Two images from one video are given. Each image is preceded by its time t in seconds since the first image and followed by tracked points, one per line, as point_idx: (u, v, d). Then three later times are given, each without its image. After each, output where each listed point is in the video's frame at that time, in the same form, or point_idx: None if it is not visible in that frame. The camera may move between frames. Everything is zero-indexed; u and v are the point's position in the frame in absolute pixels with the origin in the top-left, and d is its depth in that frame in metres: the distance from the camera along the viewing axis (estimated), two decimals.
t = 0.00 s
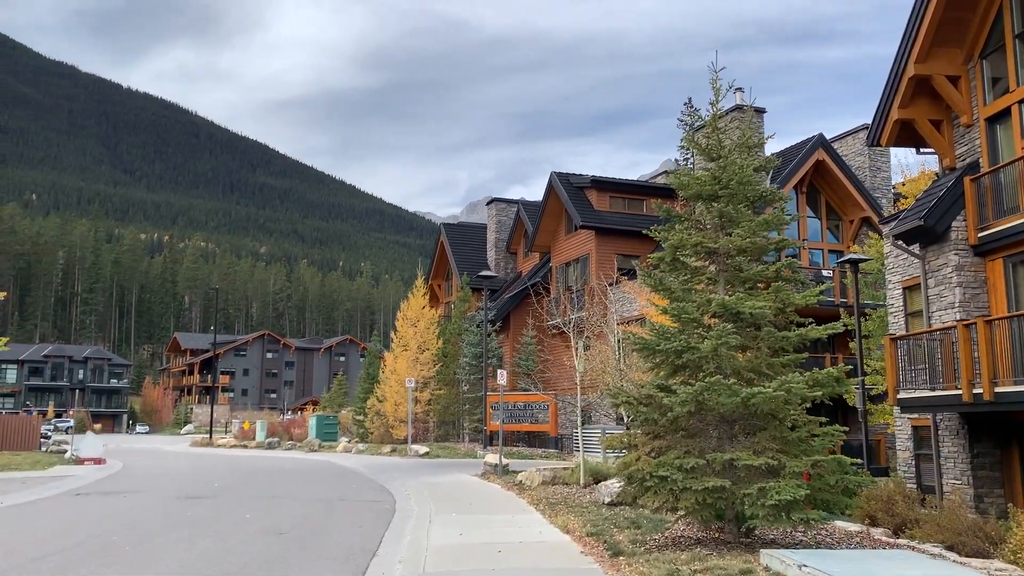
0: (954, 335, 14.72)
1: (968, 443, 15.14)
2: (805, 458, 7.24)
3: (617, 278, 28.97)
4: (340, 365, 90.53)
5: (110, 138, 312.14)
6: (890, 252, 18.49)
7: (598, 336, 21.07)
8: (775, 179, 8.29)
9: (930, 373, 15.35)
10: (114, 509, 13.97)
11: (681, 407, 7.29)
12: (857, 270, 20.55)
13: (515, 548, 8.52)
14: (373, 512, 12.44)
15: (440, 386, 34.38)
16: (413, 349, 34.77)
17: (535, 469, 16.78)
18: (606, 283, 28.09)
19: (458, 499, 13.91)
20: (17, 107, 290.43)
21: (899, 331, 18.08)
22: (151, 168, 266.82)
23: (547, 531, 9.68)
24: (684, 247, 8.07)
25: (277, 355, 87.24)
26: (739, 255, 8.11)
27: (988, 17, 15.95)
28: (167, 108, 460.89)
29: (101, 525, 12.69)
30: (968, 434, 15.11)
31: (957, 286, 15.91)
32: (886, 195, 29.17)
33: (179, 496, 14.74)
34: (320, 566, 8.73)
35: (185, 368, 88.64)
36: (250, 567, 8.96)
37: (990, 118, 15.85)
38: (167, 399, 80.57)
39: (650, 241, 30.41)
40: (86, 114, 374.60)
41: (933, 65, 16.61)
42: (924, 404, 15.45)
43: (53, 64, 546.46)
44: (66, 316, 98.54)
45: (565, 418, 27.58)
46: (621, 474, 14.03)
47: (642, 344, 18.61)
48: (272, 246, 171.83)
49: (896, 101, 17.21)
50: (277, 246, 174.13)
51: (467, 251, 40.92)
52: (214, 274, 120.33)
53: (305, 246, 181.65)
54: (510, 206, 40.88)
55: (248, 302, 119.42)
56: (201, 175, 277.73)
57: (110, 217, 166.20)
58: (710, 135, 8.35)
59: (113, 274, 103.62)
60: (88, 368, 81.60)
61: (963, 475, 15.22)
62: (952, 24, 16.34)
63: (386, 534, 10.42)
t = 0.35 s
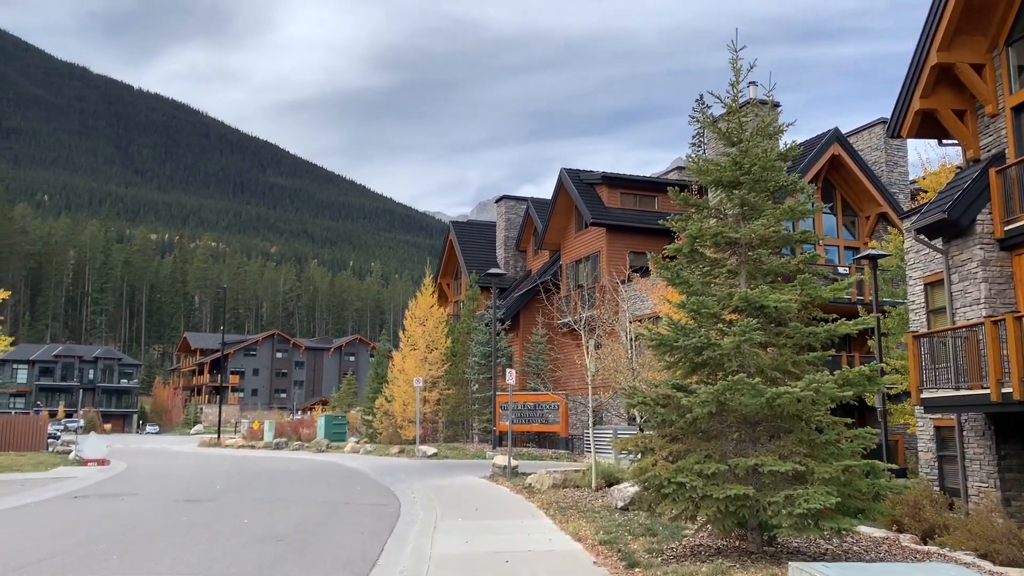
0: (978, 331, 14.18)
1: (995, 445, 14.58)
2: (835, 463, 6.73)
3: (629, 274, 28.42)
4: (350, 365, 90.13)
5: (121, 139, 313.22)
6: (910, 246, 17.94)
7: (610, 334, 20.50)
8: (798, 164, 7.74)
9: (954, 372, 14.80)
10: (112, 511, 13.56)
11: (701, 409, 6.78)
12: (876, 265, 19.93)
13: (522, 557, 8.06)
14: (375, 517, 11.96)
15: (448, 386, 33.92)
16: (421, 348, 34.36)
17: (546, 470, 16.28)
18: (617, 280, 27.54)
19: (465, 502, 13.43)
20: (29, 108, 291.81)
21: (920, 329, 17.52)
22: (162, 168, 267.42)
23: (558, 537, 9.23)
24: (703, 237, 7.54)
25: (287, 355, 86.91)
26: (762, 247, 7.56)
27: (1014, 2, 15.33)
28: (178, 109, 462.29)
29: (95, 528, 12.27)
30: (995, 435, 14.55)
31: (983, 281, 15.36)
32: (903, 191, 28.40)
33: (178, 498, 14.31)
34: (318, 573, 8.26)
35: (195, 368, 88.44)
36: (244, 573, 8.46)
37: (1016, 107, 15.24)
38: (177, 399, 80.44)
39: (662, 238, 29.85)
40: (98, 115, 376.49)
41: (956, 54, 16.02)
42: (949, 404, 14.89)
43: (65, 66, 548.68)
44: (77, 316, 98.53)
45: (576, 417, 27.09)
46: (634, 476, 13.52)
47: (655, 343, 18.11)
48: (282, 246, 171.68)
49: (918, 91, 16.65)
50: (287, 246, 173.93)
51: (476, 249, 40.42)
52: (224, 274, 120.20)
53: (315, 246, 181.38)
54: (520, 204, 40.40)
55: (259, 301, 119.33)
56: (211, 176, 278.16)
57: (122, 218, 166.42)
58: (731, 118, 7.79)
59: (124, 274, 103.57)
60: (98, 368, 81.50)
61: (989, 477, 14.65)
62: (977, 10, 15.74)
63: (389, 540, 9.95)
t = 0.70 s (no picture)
0: (1006, 326, 13.62)
1: None
2: (870, 464, 6.23)
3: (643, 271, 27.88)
4: (364, 364, 89.97)
5: (137, 140, 315.11)
6: (934, 239, 17.36)
7: (624, 331, 20.01)
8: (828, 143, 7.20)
9: (982, 368, 14.26)
10: (113, 512, 13.20)
11: (723, 406, 6.31)
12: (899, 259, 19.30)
13: (533, 564, 7.59)
14: (383, 520, 11.51)
15: (461, 384, 33.48)
16: (433, 346, 34.03)
17: (558, 470, 15.81)
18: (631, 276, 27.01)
19: (475, 504, 12.98)
20: (46, 110, 293.96)
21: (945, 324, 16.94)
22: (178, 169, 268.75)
23: (570, 542, 8.76)
24: (725, 222, 7.03)
25: (301, 354, 86.80)
26: (788, 233, 7.06)
27: None
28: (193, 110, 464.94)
29: (95, 529, 11.89)
30: None
31: (1012, 275, 14.76)
32: (924, 185, 27.71)
33: (180, 499, 13.93)
34: None
35: (209, 367, 88.47)
36: None
37: None
38: (192, 399, 80.57)
39: (677, 234, 29.30)
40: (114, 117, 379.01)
41: (985, 38, 15.35)
42: (975, 402, 14.35)
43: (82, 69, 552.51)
44: (93, 316, 98.89)
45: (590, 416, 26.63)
46: (651, 477, 13.04)
47: (671, 339, 17.64)
48: (297, 246, 172.11)
49: (943, 77, 16.03)
50: (302, 246, 174.27)
51: (488, 247, 40.00)
52: (239, 274, 120.45)
53: (330, 246, 181.68)
54: (532, 201, 39.94)
55: (273, 301, 119.50)
56: (226, 176, 279.28)
57: (138, 219, 167.28)
58: (754, 96, 7.23)
59: (139, 275, 103.90)
60: (113, 368, 81.67)
61: (1019, 477, 14.09)
62: None
63: (395, 545, 9.50)
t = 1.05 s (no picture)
0: None
1: None
2: (911, 468, 5.72)
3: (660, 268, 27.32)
4: (379, 363, 90.77)
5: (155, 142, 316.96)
6: (963, 231, 16.71)
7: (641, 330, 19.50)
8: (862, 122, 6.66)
9: (1015, 366, 13.62)
10: (114, 515, 12.80)
11: (750, 407, 5.84)
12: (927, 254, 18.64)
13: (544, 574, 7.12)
14: (390, 525, 11.05)
15: (475, 384, 33.02)
16: (447, 345, 33.64)
17: (573, 472, 15.32)
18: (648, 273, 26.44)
19: (487, 507, 12.50)
20: (65, 112, 296.05)
21: (975, 321, 16.28)
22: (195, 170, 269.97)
23: (584, 549, 8.30)
24: (751, 207, 6.52)
25: (316, 353, 86.71)
26: (819, 219, 6.55)
27: None
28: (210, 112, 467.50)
29: (92, 532, 11.49)
30: None
31: None
32: (947, 179, 27.02)
33: (184, 502, 13.53)
34: None
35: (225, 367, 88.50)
36: None
37: None
38: (209, 399, 80.63)
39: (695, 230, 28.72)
40: (132, 119, 381.47)
41: (1018, 22, 14.42)
42: (1009, 401, 13.70)
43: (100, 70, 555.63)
44: (110, 316, 99.19)
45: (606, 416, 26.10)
46: (670, 479, 12.54)
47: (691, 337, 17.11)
48: (313, 247, 172.39)
49: (973, 64, 15.13)
50: (318, 247, 174.48)
51: (502, 245, 39.54)
52: (255, 274, 120.57)
53: (346, 247, 181.84)
54: (547, 198, 39.47)
55: (289, 301, 119.51)
56: (243, 177, 280.37)
57: (156, 220, 167.99)
58: (781, 73, 6.73)
59: (156, 275, 104.16)
60: (130, 368, 81.79)
61: None
62: None
63: (401, 551, 9.04)
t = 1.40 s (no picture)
0: None
1: None
2: (959, 479, 5.20)
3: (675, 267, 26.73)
4: (392, 363, 90.15)
5: (170, 143, 318.55)
6: (992, 226, 16.01)
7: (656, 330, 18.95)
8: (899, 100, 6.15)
9: None
10: (110, 520, 12.40)
11: (777, 412, 5.34)
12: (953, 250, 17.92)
13: None
14: (392, 534, 10.57)
15: (486, 383, 32.54)
16: (458, 345, 33.22)
17: (586, 477, 14.82)
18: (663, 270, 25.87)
19: (494, 512, 12.02)
20: (81, 113, 298.02)
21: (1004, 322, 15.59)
22: (210, 171, 270.87)
23: (598, 561, 7.85)
24: (778, 193, 6.03)
25: (329, 353, 86.38)
26: (855, 204, 6.03)
27: None
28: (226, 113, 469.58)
29: (84, 539, 11.08)
30: None
31: None
32: (970, 174, 26.28)
33: (183, 506, 13.14)
34: None
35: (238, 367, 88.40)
36: None
37: None
38: (222, 399, 80.55)
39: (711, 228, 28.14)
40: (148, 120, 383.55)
41: None
42: None
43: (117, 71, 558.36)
44: (125, 317, 99.36)
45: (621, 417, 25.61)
46: (687, 484, 12.04)
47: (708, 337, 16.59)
48: (327, 247, 172.39)
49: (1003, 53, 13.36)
50: (332, 247, 174.48)
51: (515, 243, 39.08)
52: (269, 274, 120.55)
53: (360, 247, 181.74)
54: (560, 196, 38.98)
55: (302, 301, 119.41)
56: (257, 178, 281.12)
57: (171, 221, 168.53)
58: (809, 51, 6.25)
59: (170, 275, 104.30)
60: (144, 368, 81.81)
61: None
62: None
63: (404, 561, 8.59)
